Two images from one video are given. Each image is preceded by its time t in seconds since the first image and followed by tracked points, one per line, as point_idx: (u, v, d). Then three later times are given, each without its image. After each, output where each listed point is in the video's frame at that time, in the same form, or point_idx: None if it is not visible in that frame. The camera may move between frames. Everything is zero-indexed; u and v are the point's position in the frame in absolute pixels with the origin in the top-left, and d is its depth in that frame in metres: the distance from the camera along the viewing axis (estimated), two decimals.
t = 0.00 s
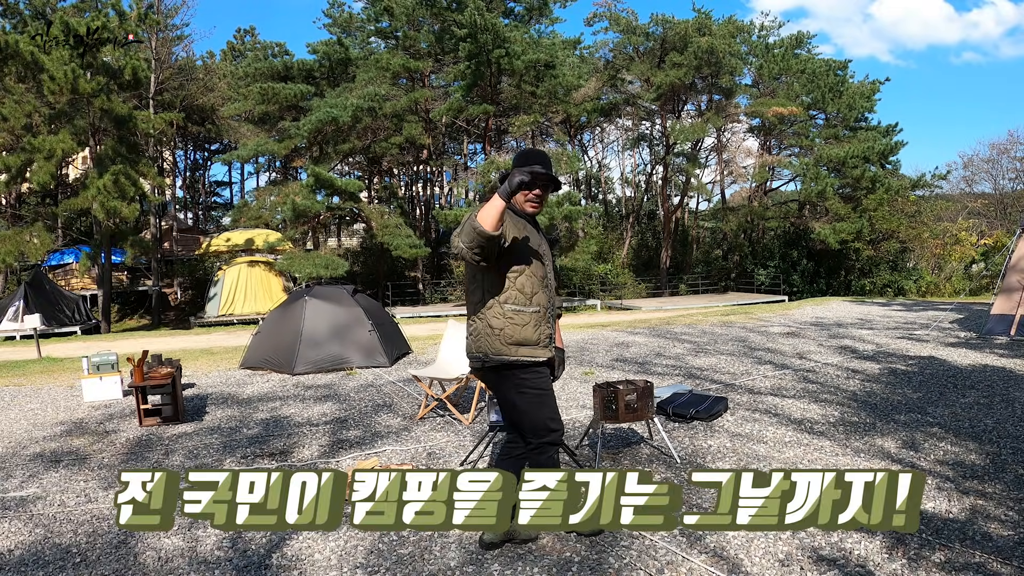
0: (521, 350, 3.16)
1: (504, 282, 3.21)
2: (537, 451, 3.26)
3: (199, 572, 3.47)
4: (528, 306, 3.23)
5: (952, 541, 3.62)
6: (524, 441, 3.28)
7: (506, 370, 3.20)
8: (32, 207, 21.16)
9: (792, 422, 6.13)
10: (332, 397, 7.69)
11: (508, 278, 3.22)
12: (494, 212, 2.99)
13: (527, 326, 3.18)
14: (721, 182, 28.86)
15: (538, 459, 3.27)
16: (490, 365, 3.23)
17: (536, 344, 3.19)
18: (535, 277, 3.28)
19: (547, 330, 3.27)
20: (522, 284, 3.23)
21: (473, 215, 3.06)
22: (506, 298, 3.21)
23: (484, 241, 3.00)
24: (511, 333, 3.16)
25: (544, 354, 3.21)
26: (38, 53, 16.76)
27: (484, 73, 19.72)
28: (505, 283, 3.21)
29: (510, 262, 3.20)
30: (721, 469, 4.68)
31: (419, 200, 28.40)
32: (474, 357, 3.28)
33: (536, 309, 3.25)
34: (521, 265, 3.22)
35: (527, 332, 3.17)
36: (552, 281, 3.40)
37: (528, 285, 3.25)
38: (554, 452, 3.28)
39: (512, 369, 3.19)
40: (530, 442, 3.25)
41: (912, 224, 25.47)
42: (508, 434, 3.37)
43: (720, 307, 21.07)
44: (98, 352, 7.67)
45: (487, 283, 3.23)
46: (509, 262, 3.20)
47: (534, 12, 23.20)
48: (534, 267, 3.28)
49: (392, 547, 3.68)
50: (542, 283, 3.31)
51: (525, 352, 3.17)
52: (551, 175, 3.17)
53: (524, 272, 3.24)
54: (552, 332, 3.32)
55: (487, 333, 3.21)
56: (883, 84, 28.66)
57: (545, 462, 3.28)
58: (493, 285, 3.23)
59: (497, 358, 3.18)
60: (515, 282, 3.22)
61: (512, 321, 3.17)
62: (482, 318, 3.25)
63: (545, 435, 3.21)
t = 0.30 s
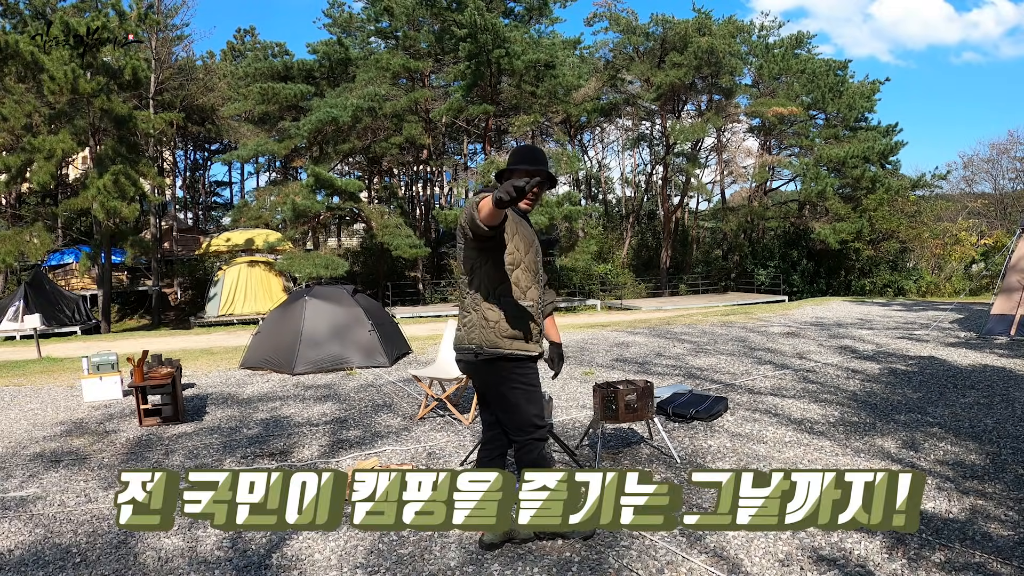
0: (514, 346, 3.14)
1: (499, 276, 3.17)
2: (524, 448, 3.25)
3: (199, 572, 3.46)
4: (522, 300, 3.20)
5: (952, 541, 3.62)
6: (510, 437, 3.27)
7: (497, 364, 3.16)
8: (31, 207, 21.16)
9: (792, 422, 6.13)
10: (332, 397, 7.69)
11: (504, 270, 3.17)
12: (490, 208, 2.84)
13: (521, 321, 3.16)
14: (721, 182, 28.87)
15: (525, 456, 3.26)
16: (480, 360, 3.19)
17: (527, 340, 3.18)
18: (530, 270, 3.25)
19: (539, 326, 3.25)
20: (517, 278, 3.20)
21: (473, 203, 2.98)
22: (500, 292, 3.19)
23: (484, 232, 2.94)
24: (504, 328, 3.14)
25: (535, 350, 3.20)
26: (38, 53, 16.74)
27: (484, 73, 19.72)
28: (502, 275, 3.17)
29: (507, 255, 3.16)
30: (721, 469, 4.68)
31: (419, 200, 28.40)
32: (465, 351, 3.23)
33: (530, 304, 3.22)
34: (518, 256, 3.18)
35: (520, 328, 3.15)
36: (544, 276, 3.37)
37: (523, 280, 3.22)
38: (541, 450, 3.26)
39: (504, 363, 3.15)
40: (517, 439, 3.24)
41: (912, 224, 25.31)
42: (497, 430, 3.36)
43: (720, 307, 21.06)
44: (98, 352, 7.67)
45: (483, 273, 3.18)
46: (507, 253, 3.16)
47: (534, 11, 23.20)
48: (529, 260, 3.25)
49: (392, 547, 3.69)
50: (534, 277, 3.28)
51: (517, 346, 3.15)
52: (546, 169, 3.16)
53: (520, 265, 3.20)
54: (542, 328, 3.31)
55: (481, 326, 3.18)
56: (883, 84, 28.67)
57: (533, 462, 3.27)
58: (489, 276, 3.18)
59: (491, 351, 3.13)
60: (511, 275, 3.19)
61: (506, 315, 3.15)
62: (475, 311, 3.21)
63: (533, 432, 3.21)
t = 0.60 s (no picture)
0: (512, 348, 3.11)
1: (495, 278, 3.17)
2: (524, 449, 3.23)
3: (198, 572, 3.46)
4: (518, 303, 3.19)
5: (952, 541, 3.61)
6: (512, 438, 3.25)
7: (495, 366, 3.13)
8: (32, 207, 21.17)
9: (792, 421, 6.14)
10: (332, 397, 7.69)
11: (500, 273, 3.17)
12: (489, 224, 2.80)
13: (519, 323, 3.14)
14: (721, 182, 28.90)
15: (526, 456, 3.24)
16: (478, 363, 3.17)
17: (526, 342, 3.15)
18: (525, 271, 3.26)
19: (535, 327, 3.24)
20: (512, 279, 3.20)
21: (468, 213, 2.96)
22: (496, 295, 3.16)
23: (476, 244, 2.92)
24: (501, 331, 3.12)
25: (533, 352, 3.18)
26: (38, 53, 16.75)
27: (484, 73, 19.72)
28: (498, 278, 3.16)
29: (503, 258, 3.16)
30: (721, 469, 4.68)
31: (419, 200, 28.40)
32: (463, 355, 3.20)
33: (526, 306, 3.21)
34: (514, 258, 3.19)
35: (518, 330, 3.12)
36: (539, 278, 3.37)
37: (518, 282, 3.22)
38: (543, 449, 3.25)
39: (503, 365, 3.13)
40: (518, 439, 3.22)
41: (912, 224, 25.20)
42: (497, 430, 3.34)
43: (720, 307, 21.03)
44: (98, 352, 7.67)
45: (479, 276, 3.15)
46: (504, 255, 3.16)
47: (534, 11, 23.19)
48: (524, 262, 3.25)
49: (392, 547, 3.69)
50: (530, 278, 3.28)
51: (515, 349, 3.12)
52: (542, 169, 3.18)
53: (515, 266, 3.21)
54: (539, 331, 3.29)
55: (479, 329, 3.15)
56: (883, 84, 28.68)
57: (534, 462, 3.25)
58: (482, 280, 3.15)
59: (487, 355, 3.11)
60: (507, 278, 3.18)
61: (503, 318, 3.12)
62: (471, 314, 3.18)
63: (533, 431, 3.19)
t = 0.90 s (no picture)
0: (506, 345, 3.08)
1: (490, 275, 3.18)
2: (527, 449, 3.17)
3: (198, 572, 3.46)
4: (513, 300, 3.19)
5: (952, 541, 3.61)
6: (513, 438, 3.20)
7: (490, 364, 3.10)
8: (32, 207, 21.18)
9: (792, 421, 6.14)
10: (332, 397, 7.69)
11: (493, 271, 3.18)
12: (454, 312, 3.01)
13: (513, 320, 3.12)
14: (721, 182, 28.91)
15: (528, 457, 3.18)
16: (474, 363, 3.14)
17: (522, 338, 3.13)
18: (521, 269, 3.27)
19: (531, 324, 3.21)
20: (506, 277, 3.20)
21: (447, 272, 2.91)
22: (492, 291, 3.17)
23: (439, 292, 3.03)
24: (495, 326, 3.09)
25: (531, 349, 3.15)
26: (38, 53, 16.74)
27: (484, 73, 19.72)
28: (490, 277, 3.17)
29: (498, 256, 3.19)
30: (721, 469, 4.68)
31: (419, 200, 28.41)
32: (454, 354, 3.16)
33: (521, 303, 3.20)
34: (511, 255, 3.21)
35: (513, 328, 3.11)
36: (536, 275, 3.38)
37: (512, 282, 3.21)
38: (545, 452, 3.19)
39: (500, 363, 3.09)
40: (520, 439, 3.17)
41: (912, 224, 25.21)
42: (498, 431, 3.29)
43: (720, 307, 21.02)
44: (98, 352, 7.67)
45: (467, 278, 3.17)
46: (499, 250, 3.18)
47: (534, 11, 23.19)
48: (521, 259, 3.26)
49: (392, 547, 3.68)
50: (526, 276, 3.29)
51: (512, 346, 3.10)
52: (542, 160, 3.26)
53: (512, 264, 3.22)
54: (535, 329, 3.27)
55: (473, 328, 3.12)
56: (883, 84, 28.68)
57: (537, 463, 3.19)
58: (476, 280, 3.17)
59: (483, 353, 3.07)
60: (502, 276, 3.19)
61: (495, 317, 3.10)
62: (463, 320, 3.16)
63: (535, 431, 3.14)
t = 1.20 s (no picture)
0: (509, 342, 3.08)
1: (485, 275, 3.16)
2: (524, 453, 3.15)
3: (198, 572, 3.46)
4: (514, 295, 3.15)
5: (952, 541, 3.61)
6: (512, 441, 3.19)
7: (492, 362, 3.12)
8: (31, 207, 21.18)
9: (792, 422, 6.14)
10: (332, 397, 7.68)
11: (488, 270, 3.16)
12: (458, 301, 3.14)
13: (516, 316, 3.11)
14: (721, 182, 28.91)
15: (524, 461, 3.16)
16: (477, 362, 3.17)
17: (525, 334, 3.12)
18: (518, 263, 3.22)
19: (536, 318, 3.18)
20: (503, 274, 3.16)
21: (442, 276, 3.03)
22: (490, 291, 3.15)
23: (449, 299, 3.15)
24: (497, 325, 3.09)
25: (533, 346, 3.13)
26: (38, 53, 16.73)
27: (484, 73, 19.71)
28: (484, 279, 3.15)
29: (491, 257, 3.16)
30: (721, 469, 4.68)
31: (419, 200, 28.41)
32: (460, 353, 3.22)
33: (522, 298, 3.16)
34: (504, 251, 3.16)
35: (516, 324, 3.10)
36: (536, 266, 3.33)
37: (509, 277, 3.17)
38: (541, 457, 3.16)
39: (502, 363, 3.10)
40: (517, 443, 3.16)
41: (912, 224, 25.21)
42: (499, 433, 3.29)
43: (720, 307, 21.02)
44: (98, 352, 7.67)
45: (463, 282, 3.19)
46: (491, 249, 3.15)
47: (534, 11, 23.18)
48: (518, 253, 3.20)
49: (392, 547, 3.68)
50: (526, 269, 3.24)
51: (515, 343, 3.09)
52: (523, 150, 3.21)
53: (508, 259, 3.18)
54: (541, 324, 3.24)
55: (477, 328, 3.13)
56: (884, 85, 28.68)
57: (533, 469, 3.16)
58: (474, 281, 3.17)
59: (486, 351, 3.10)
60: (496, 274, 3.16)
61: (494, 316, 3.10)
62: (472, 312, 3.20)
63: (532, 436, 3.12)
